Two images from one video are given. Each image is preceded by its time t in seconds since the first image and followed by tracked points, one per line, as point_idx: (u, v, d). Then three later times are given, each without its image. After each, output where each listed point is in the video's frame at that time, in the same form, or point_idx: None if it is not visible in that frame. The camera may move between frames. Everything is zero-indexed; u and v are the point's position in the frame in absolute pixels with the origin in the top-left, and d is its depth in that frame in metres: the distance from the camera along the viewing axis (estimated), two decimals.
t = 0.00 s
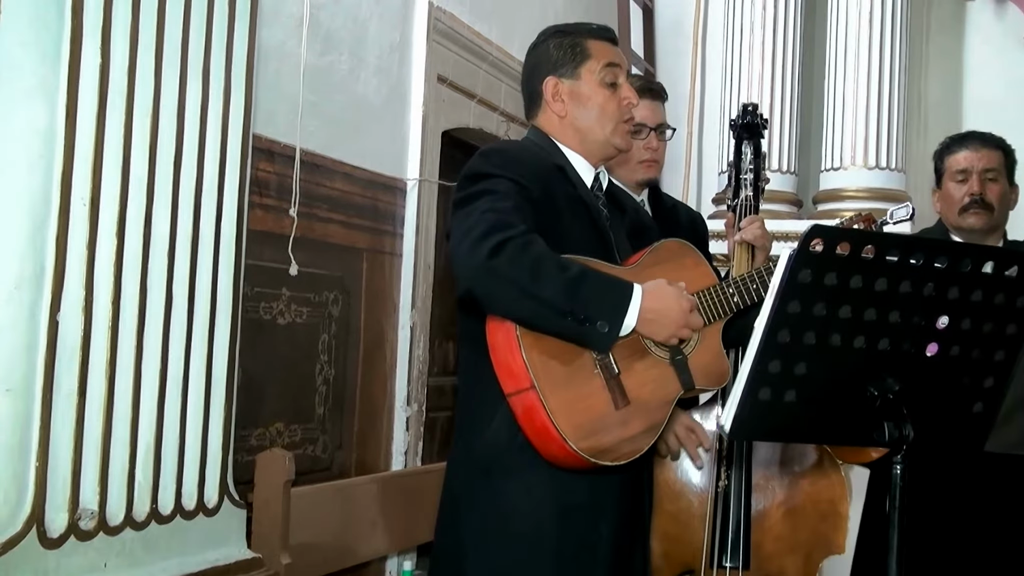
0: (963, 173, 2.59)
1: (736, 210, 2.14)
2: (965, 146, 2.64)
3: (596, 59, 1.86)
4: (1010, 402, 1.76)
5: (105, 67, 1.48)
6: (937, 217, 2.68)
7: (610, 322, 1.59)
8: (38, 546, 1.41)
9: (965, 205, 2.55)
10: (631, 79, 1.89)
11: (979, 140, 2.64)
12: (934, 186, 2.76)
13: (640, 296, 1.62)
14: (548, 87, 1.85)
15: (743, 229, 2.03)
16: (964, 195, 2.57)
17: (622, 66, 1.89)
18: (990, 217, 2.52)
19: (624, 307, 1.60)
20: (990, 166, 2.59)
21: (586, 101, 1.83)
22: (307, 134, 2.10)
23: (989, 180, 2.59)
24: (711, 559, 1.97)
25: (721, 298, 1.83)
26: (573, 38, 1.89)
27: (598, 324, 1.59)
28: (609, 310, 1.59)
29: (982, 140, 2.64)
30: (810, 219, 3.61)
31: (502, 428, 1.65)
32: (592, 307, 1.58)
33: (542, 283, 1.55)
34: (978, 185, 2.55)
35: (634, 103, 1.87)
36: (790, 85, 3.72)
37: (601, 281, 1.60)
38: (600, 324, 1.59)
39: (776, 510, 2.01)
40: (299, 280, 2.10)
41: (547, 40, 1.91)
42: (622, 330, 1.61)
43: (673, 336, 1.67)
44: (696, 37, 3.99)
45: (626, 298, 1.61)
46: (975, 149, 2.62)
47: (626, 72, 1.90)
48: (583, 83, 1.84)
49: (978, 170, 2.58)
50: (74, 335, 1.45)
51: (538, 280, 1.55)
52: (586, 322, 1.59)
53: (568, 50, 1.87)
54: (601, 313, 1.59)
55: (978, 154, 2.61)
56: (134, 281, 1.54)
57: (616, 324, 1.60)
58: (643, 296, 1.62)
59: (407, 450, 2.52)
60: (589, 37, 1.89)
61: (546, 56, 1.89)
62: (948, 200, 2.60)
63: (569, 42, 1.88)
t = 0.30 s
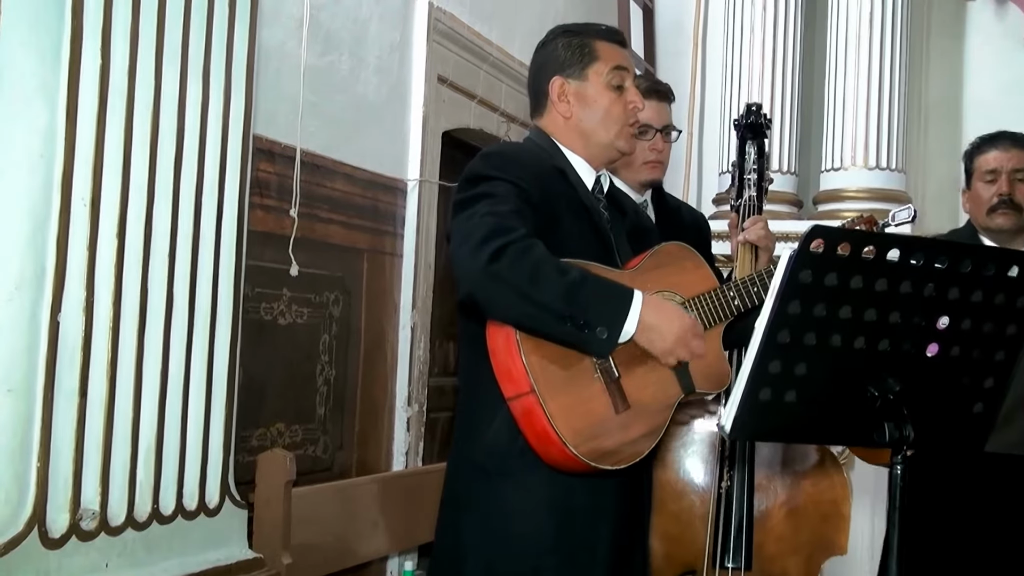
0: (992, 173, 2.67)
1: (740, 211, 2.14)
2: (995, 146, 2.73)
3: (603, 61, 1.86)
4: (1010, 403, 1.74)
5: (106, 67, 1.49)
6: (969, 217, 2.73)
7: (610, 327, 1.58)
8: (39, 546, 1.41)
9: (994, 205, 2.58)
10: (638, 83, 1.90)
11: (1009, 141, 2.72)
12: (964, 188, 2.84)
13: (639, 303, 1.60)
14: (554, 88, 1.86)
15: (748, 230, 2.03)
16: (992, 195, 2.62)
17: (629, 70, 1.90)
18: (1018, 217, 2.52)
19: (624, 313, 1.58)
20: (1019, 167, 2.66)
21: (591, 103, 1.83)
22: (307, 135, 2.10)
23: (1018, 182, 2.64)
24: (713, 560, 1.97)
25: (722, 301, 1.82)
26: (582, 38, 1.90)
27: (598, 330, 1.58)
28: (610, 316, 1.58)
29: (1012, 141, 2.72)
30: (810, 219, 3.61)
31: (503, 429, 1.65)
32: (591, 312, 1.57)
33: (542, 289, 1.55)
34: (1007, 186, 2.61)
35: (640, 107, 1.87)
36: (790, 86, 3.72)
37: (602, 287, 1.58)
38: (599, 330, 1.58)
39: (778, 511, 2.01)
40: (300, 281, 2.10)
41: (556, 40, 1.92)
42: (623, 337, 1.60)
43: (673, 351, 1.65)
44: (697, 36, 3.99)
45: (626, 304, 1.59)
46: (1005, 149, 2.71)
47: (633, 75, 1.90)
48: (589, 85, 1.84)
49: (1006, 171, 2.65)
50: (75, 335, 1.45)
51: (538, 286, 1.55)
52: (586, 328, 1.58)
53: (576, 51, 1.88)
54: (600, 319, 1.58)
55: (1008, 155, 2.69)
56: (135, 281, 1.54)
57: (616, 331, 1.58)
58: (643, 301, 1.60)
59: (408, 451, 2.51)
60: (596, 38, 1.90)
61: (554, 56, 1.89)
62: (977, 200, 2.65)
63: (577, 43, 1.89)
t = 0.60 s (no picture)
0: (1013, 174, 2.64)
1: (741, 211, 2.13)
2: (1016, 146, 2.69)
3: (605, 62, 1.86)
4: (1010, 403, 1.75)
5: (106, 67, 1.48)
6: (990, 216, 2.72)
7: (609, 339, 1.57)
8: (38, 547, 1.40)
9: (1015, 206, 2.58)
10: (640, 84, 1.89)
11: None
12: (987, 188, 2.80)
13: (638, 317, 1.58)
14: (557, 88, 1.85)
15: (750, 228, 2.03)
16: (1013, 196, 2.61)
17: (632, 71, 1.89)
18: None
19: (623, 326, 1.57)
20: None
21: (593, 103, 1.83)
22: (308, 136, 2.10)
23: None
24: (714, 560, 1.97)
25: (721, 304, 1.81)
26: (584, 39, 1.90)
27: (596, 341, 1.57)
28: (609, 327, 1.56)
29: None
30: (811, 219, 3.61)
31: (503, 430, 1.65)
32: (591, 322, 1.56)
33: (544, 293, 1.54)
34: None
35: (641, 109, 1.87)
36: (791, 86, 3.71)
37: (603, 297, 1.57)
38: (599, 341, 1.57)
39: (779, 512, 2.00)
40: (300, 281, 2.09)
41: (558, 40, 1.92)
42: (621, 348, 1.58)
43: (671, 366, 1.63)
44: (697, 36, 3.99)
45: (626, 318, 1.57)
46: None
47: (635, 76, 1.90)
48: (591, 86, 1.84)
49: None
50: (74, 336, 1.45)
51: (540, 290, 1.54)
52: (585, 337, 1.57)
53: (578, 51, 1.88)
54: (599, 329, 1.56)
55: None
56: (134, 282, 1.54)
57: (614, 343, 1.57)
58: (643, 318, 1.58)
59: (408, 451, 2.51)
60: (598, 39, 1.90)
61: (556, 56, 1.89)
62: (999, 202, 2.64)
63: (579, 43, 1.89)
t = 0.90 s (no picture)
0: (1020, 173, 2.60)
1: (744, 211, 2.12)
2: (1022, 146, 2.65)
3: (608, 61, 1.86)
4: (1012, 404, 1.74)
5: (107, 67, 1.48)
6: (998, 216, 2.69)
7: (611, 341, 1.57)
8: (38, 547, 1.40)
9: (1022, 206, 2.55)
10: (643, 82, 1.90)
11: None
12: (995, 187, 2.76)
13: (639, 321, 1.59)
14: (560, 88, 1.85)
15: (749, 230, 2.03)
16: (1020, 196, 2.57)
17: (634, 69, 1.89)
18: None
19: (626, 329, 1.58)
20: None
21: (597, 103, 1.83)
22: (309, 136, 2.10)
23: None
24: (716, 561, 1.97)
25: (724, 306, 1.81)
26: (586, 38, 1.89)
27: (598, 343, 1.57)
28: (612, 329, 1.57)
29: None
30: (812, 220, 3.60)
31: (504, 430, 1.65)
32: (594, 324, 1.56)
33: (547, 295, 1.54)
34: None
35: (645, 107, 1.87)
36: (792, 87, 3.71)
37: (607, 299, 1.58)
38: (600, 343, 1.57)
39: (781, 512, 2.00)
40: (301, 281, 2.09)
41: (559, 40, 1.91)
42: (621, 351, 1.59)
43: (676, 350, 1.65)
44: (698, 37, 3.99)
45: (628, 320, 1.58)
46: None
47: (637, 75, 1.90)
48: (594, 86, 1.83)
49: None
50: (75, 336, 1.45)
51: (544, 291, 1.54)
52: (587, 338, 1.57)
53: (580, 50, 1.87)
54: (603, 332, 1.57)
55: None
56: (135, 282, 1.53)
57: (616, 345, 1.58)
58: (644, 319, 1.60)
59: (409, 451, 2.51)
60: (600, 37, 1.90)
61: (557, 56, 1.89)
62: (1005, 202, 2.61)
63: (581, 42, 1.88)
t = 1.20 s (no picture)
0: (1012, 174, 2.60)
1: (743, 212, 2.12)
2: (1016, 146, 2.64)
3: (611, 62, 1.86)
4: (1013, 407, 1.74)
5: (108, 67, 1.48)
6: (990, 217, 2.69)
7: (617, 335, 1.59)
8: (39, 547, 1.40)
9: (1014, 207, 2.55)
10: (646, 83, 1.90)
11: None
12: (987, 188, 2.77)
13: (645, 311, 1.61)
14: (563, 89, 1.85)
15: (749, 231, 2.03)
16: (1012, 196, 2.57)
17: (637, 70, 1.90)
18: None
19: (631, 321, 1.60)
20: None
21: (599, 103, 1.83)
22: (310, 137, 2.10)
23: None
24: (716, 561, 1.97)
25: (726, 306, 1.82)
26: (588, 38, 1.90)
27: (605, 337, 1.59)
28: (617, 323, 1.59)
29: None
30: (813, 221, 3.61)
31: (505, 430, 1.65)
32: (599, 319, 1.58)
33: (549, 295, 1.54)
34: None
35: (648, 106, 1.88)
36: (792, 87, 3.71)
37: (611, 295, 1.59)
38: (607, 337, 1.59)
39: (782, 513, 2.00)
40: (301, 282, 2.09)
41: (562, 40, 1.91)
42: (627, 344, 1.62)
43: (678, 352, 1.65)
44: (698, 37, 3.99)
45: (632, 312, 1.60)
46: None
47: (640, 75, 1.90)
48: (597, 86, 1.84)
49: None
50: (76, 337, 1.45)
51: (545, 292, 1.54)
52: (593, 335, 1.59)
53: (583, 50, 1.88)
54: (608, 326, 1.59)
55: None
56: (136, 283, 1.54)
57: (622, 338, 1.59)
58: (649, 309, 1.62)
59: (410, 452, 2.51)
60: (603, 38, 1.90)
61: (560, 56, 1.89)
62: (999, 202, 2.61)
63: (583, 43, 1.89)
